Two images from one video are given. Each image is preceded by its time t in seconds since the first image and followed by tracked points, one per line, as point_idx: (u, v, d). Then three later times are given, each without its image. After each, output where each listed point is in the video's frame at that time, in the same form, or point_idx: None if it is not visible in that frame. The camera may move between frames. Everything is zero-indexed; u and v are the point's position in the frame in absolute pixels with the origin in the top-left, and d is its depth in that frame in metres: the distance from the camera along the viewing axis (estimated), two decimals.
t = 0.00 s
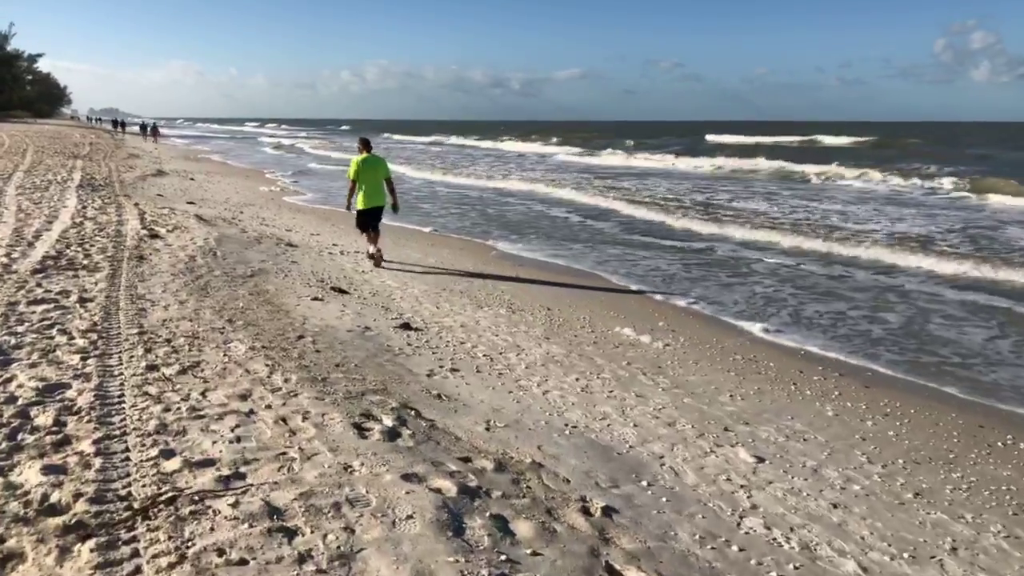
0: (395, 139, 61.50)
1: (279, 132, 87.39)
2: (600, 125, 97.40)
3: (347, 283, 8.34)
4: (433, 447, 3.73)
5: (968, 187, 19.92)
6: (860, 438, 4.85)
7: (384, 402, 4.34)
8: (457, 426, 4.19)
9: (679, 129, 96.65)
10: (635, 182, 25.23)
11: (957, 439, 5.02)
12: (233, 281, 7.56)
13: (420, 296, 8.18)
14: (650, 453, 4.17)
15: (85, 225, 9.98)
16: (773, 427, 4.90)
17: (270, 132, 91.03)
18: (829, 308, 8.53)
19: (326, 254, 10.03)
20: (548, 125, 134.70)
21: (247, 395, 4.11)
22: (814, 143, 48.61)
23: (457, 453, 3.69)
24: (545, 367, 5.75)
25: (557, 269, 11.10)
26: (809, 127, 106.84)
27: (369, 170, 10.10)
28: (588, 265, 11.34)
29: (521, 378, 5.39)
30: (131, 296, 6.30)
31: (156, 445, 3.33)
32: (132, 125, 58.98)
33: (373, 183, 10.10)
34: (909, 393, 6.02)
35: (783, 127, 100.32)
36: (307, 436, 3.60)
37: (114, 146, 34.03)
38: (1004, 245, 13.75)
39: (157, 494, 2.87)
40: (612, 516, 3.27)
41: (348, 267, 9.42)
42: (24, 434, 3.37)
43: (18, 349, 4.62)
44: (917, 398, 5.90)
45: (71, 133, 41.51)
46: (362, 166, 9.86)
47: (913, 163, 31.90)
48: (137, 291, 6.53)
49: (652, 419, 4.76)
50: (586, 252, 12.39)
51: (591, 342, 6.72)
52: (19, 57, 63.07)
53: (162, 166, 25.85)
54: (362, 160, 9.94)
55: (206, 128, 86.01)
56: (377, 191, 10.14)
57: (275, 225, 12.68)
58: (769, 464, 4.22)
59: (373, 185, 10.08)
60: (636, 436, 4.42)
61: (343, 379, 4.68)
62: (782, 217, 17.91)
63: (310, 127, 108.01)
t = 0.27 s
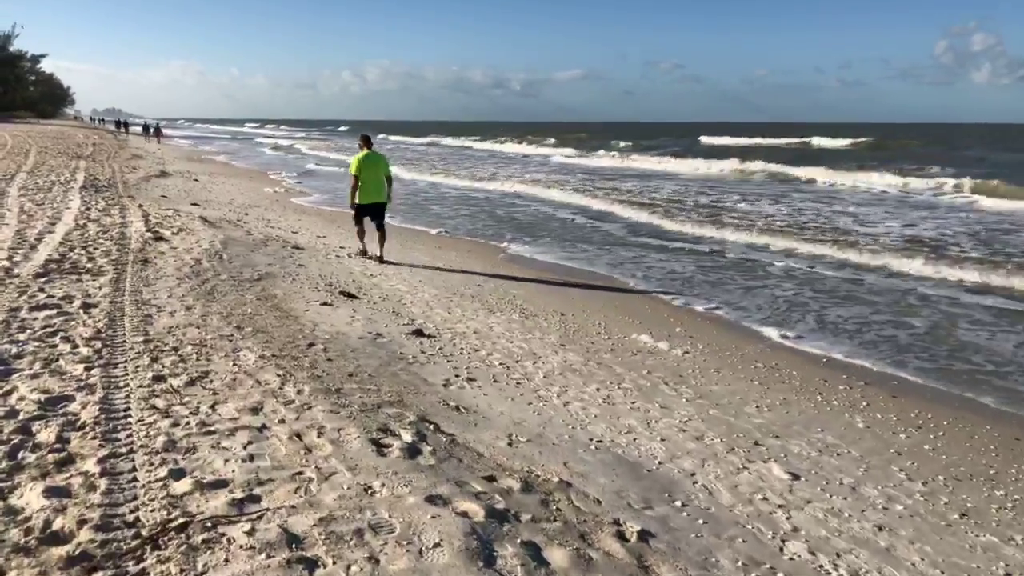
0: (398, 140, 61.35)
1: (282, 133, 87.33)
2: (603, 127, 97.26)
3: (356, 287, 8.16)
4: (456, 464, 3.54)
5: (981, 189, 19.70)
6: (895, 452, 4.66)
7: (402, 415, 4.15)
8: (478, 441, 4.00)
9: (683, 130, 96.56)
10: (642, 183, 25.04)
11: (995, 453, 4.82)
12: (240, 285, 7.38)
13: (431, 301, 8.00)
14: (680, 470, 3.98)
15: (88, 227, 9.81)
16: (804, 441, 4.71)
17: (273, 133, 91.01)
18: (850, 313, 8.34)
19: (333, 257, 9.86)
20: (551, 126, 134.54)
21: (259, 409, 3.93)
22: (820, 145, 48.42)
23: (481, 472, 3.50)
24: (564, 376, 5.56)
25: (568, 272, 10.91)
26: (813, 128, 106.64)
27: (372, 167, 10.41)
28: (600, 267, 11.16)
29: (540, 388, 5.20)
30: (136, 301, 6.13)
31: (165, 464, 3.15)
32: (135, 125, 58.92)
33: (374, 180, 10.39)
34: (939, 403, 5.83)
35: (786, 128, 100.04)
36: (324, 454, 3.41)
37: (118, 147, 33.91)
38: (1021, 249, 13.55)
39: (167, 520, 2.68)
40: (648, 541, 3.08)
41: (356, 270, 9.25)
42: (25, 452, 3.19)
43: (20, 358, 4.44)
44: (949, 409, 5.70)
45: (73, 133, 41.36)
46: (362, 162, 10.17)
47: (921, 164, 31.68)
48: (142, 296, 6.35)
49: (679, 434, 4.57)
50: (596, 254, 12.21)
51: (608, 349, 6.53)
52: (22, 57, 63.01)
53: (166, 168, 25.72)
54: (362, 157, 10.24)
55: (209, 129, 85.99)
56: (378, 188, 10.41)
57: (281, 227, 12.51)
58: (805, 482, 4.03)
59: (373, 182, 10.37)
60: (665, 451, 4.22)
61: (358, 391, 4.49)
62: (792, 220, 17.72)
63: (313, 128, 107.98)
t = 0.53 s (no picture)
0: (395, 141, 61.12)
1: (279, 133, 87.06)
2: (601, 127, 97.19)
3: (363, 293, 7.98)
4: (481, 487, 3.36)
5: (985, 190, 19.60)
6: (930, 469, 4.48)
7: (420, 432, 3.96)
8: (501, 460, 3.81)
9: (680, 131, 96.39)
10: (643, 185, 24.90)
11: None
12: (244, 291, 7.19)
13: (440, 307, 7.82)
14: (713, 491, 3.80)
15: (87, 230, 9.60)
16: (836, 457, 4.53)
17: (270, 134, 90.75)
18: (867, 318, 8.18)
19: (338, 261, 9.67)
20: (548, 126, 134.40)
21: (271, 427, 3.73)
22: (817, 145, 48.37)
23: (508, 496, 3.32)
24: (582, 388, 5.38)
25: (575, 275, 10.72)
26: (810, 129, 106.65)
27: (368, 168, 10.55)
28: (608, 271, 10.99)
29: (558, 400, 5.02)
30: (138, 309, 5.93)
31: (175, 491, 2.96)
32: (131, 126, 58.64)
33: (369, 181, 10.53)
34: (968, 413, 5.66)
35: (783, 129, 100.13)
36: (342, 478, 3.22)
37: (114, 148, 33.68)
38: None
39: (180, 555, 2.49)
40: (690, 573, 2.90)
41: (361, 274, 9.07)
42: (26, 477, 2.99)
43: (20, 371, 4.24)
44: (979, 421, 5.53)
45: (68, 133, 41.07)
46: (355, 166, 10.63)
47: (921, 166, 31.63)
48: (144, 303, 6.15)
49: (707, 450, 4.39)
50: (603, 257, 12.04)
51: (624, 358, 6.35)
52: (17, 57, 62.64)
53: (163, 168, 25.48)
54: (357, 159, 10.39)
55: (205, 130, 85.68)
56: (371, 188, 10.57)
57: (282, 230, 12.31)
58: (843, 502, 3.85)
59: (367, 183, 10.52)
60: (695, 470, 4.04)
61: (373, 406, 4.30)
62: (796, 223, 17.59)
63: (309, 128, 107.59)
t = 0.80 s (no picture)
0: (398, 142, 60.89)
1: (281, 134, 86.97)
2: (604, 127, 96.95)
3: (372, 298, 7.80)
4: (508, 508, 3.16)
5: (998, 189, 19.37)
6: (973, 484, 4.28)
7: (440, 447, 3.77)
8: (526, 477, 3.62)
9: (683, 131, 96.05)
10: (649, 185, 24.69)
11: None
12: (252, 296, 7.00)
13: (452, 312, 7.63)
14: (751, 510, 3.60)
15: (90, 233, 9.42)
16: (873, 470, 4.33)
17: (272, 134, 90.67)
18: (890, 322, 7.98)
19: (345, 264, 9.49)
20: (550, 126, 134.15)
21: (284, 442, 3.54)
22: (823, 144, 48.09)
23: (538, 518, 3.13)
24: (603, 397, 5.18)
25: (587, 277, 10.53)
26: (814, 128, 106.35)
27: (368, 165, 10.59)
28: (620, 272, 10.80)
29: (580, 411, 4.83)
30: (143, 316, 5.74)
31: (185, 517, 2.76)
32: (134, 126, 58.55)
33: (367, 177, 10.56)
34: (1004, 422, 5.46)
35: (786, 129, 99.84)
36: (362, 500, 3.03)
37: (116, 148, 33.49)
38: None
39: None
40: None
41: (370, 278, 8.88)
42: (26, 502, 2.81)
43: (20, 384, 4.05)
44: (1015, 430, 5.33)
45: (70, 134, 40.98)
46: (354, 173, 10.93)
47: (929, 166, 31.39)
48: (149, 310, 5.96)
49: (739, 464, 4.19)
50: (614, 259, 11.85)
51: (644, 365, 6.16)
52: (19, 58, 62.61)
53: (167, 168, 25.33)
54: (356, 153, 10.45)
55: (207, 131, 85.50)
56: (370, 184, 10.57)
57: (288, 232, 12.13)
58: (887, 521, 3.66)
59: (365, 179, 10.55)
60: (729, 487, 3.85)
61: (389, 419, 4.11)
62: (807, 224, 17.38)
63: (312, 129, 107.46)
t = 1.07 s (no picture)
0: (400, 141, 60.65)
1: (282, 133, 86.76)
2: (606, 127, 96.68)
3: (380, 303, 7.59)
4: (537, 539, 2.94)
5: (1010, 189, 19.13)
6: (1019, 504, 4.06)
7: (459, 468, 3.55)
8: (552, 502, 3.39)
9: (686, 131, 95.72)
10: (655, 185, 24.45)
11: None
12: (256, 302, 6.79)
13: (462, 317, 7.42)
14: (790, 537, 3.38)
15: (89, 235, 9.20)
16: (912, 489, 4.11)
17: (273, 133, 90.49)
18: (912, 330, 7.77)
19: (351, 267, 9.28)
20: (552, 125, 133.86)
21: (294, 465, 3.32)
22: (828, 143, 47.79)
23: (569, 550, 2.90)
24: (624, 410, 4.96)
25: (597, 281, 10.32)
26: (817, 127, 106.00)
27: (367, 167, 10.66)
28: (631, 275, 10.59)
29: (602, 425, 4.61)
30: (144, 324, 5.52)
31: (188, 553, 2.55)
32: (135, 126, 58.36)
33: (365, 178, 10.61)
34: None
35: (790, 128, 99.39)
36: (380, 531, 2.80)
37: (117, 148, 33.28)
38: None
39: None
40: None
41: (377, 281, 8.67)
42: (17, 536, 2.58)
43: (14, 400, 3.83)
44: None
45: (72, 133, 40.87)
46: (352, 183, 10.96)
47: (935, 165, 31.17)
48: (150, 317, 5.75)
49: (773, 484, 3.96)
50: (624, 261, 11.64)
51: (664, 375, 5.94)
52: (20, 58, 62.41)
53: (167, 169, 25.10)
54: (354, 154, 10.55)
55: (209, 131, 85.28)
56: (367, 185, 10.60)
57: (291, 234, 11.92)
58: (936, 547, 3.43)
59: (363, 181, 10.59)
60: (765, 510, 3.62)
61: (404, 437, 3.89)
62: (817, 225, 17.15)
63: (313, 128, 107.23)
